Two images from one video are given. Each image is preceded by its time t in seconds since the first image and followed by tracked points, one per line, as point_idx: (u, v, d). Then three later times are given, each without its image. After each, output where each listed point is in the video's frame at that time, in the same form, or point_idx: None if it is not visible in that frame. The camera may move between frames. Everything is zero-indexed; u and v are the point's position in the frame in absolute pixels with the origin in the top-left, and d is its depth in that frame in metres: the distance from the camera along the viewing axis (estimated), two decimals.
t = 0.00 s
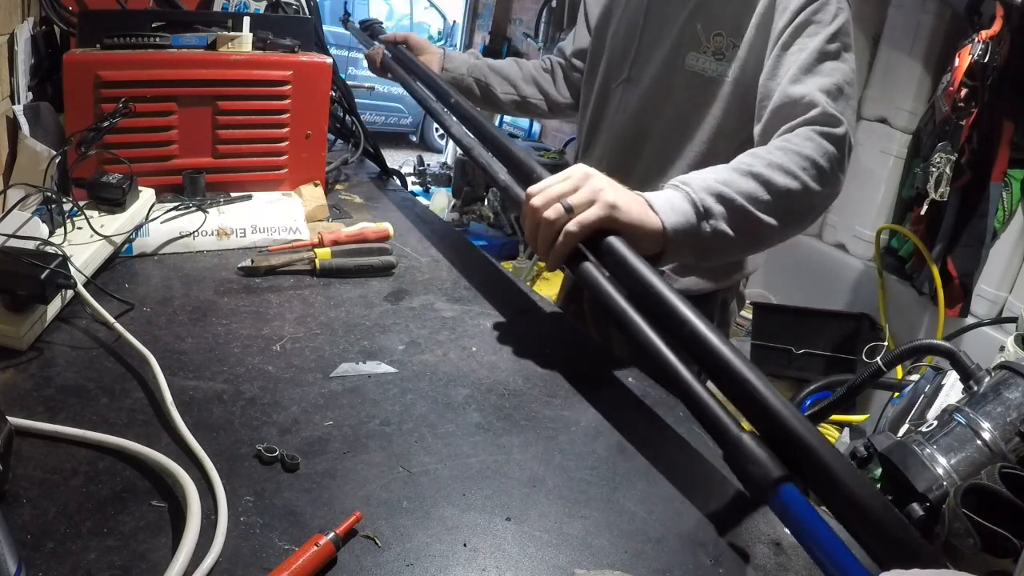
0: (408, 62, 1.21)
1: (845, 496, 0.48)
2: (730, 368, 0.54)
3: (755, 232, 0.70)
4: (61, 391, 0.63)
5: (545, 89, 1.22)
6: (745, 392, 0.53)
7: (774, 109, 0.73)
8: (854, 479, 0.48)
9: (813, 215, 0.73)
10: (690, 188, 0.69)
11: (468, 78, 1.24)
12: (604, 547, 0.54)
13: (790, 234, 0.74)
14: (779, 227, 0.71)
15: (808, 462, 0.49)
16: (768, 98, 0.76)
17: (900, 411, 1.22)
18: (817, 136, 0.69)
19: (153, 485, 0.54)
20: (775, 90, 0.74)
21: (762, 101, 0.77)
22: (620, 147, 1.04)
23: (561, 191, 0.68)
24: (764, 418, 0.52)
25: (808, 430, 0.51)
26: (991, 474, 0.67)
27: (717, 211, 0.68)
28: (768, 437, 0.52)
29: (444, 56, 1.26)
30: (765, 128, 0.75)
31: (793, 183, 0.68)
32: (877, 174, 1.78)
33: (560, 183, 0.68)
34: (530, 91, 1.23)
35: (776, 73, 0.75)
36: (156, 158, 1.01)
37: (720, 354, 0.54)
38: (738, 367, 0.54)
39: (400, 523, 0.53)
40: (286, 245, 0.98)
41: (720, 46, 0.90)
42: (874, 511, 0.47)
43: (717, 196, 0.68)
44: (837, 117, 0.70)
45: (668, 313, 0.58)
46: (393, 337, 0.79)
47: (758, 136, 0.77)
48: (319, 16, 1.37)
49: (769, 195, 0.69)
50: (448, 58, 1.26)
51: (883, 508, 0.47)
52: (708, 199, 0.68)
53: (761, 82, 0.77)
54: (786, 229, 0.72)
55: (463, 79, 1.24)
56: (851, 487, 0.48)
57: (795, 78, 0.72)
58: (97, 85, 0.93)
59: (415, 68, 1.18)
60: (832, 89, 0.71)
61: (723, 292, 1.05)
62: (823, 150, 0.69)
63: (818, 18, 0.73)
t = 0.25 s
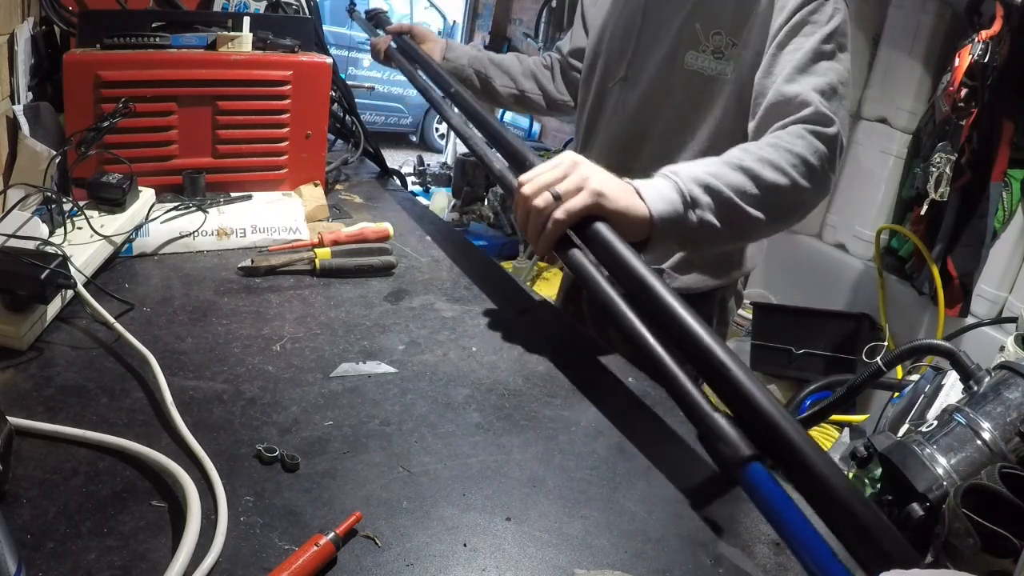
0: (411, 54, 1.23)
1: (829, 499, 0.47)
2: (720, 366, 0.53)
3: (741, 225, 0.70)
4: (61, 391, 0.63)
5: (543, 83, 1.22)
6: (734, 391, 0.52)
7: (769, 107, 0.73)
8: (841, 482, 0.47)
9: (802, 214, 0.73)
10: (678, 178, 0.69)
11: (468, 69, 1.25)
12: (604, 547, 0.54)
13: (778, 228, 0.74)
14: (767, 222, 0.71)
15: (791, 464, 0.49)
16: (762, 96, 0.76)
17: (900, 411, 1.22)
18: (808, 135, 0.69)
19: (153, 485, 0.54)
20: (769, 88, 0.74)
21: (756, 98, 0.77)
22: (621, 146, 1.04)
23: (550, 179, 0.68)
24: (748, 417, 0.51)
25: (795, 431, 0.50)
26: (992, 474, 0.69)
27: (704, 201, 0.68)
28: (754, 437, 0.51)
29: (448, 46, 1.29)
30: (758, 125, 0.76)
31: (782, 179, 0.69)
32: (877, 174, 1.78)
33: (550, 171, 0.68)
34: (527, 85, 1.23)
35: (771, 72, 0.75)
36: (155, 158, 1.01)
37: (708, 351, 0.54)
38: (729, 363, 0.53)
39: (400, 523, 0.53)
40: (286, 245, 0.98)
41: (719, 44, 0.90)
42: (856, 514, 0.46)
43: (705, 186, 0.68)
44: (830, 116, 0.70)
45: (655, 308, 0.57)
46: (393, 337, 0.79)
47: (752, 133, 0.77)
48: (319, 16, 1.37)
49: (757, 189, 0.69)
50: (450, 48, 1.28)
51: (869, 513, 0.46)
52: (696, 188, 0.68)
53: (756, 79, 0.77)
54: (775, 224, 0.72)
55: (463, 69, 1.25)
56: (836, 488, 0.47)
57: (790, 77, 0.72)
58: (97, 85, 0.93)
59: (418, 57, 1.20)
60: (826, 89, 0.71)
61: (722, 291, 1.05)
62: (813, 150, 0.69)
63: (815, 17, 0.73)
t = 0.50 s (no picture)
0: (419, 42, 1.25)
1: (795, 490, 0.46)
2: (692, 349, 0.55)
3: (723, 200, 0.67)
4: (61, 391, 0.63)
5: (545, 76, 1.22)
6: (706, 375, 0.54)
7: (760, 99, 0.72)
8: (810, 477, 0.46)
9: (789, 200, 0.71)
10: (661, 145, 0.66)
11: (472, 55, 1.25)
12: (604, 547, 0.54)
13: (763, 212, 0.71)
14: (751, 203, 0.69)
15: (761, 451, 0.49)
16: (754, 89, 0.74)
17: (900, 411, 1.22)
18: (799, 120, 0.67)
19: (153, 485, 0.54)
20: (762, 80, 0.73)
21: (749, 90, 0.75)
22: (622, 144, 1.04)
23: (521, 163, 0.70)
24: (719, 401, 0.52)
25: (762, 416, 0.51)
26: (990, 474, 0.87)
27: (686, 167, 0.65)
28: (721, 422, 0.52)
29: (455, 29, 1.29)
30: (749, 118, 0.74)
31: (770, 158, 0.66)
32: (877, 174, 1.77)
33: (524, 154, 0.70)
34: (530, 77, 1.23)
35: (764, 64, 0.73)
36: (156, 158, 1.01)
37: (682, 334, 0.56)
38: (704, 352, 0.55)
39: (400, 523, 0.53)
40: (286, 245, 0.98)
41: (716, 42, 0.90)
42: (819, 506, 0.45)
43: (688, 155, 0.66)
44: (822, 105, 0.68)
45: (635, 293, 0.60)
46: (393, 337, 0.79)
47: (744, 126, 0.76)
48: (319, 16, 1.37)
49: (744, 165, 0.66)
50: (457, 30, 1.29)
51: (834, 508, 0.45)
52: (678, 155, 0.65)
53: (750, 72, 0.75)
54: (760, 205, 0.69)
55: (468, 55, 1.26)
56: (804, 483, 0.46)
57: (783, 67, 0.70)
58: (97, 85, 0.93)
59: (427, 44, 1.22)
60: (819, 79, 0.70)
61: (721, 288, 1.05)
62: (803, 135, 0.67)
63: (809, 10, 0.71)
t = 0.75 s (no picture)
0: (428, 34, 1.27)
1: (724, 487, 0.40)
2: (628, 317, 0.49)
3: (698, 185, 0.67)
4: (61, 391, 0.63)
5: (548, 74, 1.22)
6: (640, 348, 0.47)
7: (744, 91, 0.71)
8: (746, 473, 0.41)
9: (771, 189, 0.70)
10: (635, 123, 0.67)
11: (479, 49, 1.27)
12: (603, 548, 0.54)
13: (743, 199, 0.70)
14: (729, 188, 0.68)
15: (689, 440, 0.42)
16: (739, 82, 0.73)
17: (900, 411, 1.22)
18: (781, 110, 0.66)
19: (154, 485, 0.54)
20: (746, 73, 0.72)
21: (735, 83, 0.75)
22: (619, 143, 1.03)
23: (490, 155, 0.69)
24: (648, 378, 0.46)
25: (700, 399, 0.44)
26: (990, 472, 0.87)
27: (659, 147, 0.65)
28: (645, 397, 0.46)
29: (466, 22, 1.30)
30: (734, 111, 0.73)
31: (749, 144, 0.66)
32: (877, 174, 1.77)
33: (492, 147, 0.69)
34: (534, 75, 1.23)
35: (751, 58, 0.73)
36: (156, 158, 1.01)
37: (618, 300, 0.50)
38: (646, 335, 0.48)
39: (401, 523, 0.53)
40: (286, 245, 0.98)
41: (709, 40, 0.90)
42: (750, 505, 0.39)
43: (662, 135, 0.65)
44: (805, 95, 0.67)
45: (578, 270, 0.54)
46: (393, 337, 0.79)
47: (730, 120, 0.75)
48: (318, 16, 1.36)
49: (721, 149, 0.66)
50: (467, 22, 1.30)
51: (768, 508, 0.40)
52: (651, 134, 0.65)
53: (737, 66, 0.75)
54: (738, 192, 0.69)
55: (475, 48, 1.27)
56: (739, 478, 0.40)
57: (767, 60, 0.69)
58: (97, 85, 0.93)
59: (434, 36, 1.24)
60: (804, 71, 0.69)
61: (717, 286, 1.06)
62: (785, 123, 0.66)
63: (797, 4, 0.70)
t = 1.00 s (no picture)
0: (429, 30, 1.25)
1: (658, 473, 0.51)
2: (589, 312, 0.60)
3: (679, 173, 0.70)
4: (62, 391, 0.63)
5: (553, 78, 1.22)
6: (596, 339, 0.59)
7: (733, 85, 0.73)
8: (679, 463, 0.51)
9: (753, 179, 0.72)
10: (618, 110, 0.70)
11: (484, 51, 1.26)
12: (603, 548, 0.54)
13: (725, 189, 0.73)
14: (710, 176, 0.71)
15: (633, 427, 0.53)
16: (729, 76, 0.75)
17: (899, 411, 1.22)
18: (767, 103, 0.69)
19: (154, 485, 0.54)
20: (736, 66, 0.74)
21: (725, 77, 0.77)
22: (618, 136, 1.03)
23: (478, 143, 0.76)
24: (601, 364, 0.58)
25: (649, 404, 0.54)
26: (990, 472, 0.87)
27: (640, 136, 0.69)
28: (609, 398, 0.56)
29: (471, 24, 1.28)
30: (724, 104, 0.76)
31: (729, 134, 0.68)
32: (877, 174, 1.77)
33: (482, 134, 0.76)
34: (539, 79, 1.23)
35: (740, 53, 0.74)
36: (156, 158, 1.01)
37: (582, 299, 0.61)
38: (610, 341, 0.58)
39: (400, 523, 0.53)
40: (286, 245, 0.98)
41: (702, 38, 0.91)
42: (676, 492, 0.49)
43: (644, 124, 0.69)
44: (792, 89, 0.69)
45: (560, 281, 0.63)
46: (393, 337, 0.79)
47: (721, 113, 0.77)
48: (318, 16, 1.36)
49: (702, 138, 0.69)
50: (472, 26, 1.27)
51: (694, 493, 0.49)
52: (633, 122, 0.69)
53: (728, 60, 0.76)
54: (719, 181, 0.71)
55: (479, 49, 1.26)
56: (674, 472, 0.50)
57: (756, 55, 0.71)
58: (97, 85, 0.93)
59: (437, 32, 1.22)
60: (793, 66, 0.70)
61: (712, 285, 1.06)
62: (769, 117, 0.68)
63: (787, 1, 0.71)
